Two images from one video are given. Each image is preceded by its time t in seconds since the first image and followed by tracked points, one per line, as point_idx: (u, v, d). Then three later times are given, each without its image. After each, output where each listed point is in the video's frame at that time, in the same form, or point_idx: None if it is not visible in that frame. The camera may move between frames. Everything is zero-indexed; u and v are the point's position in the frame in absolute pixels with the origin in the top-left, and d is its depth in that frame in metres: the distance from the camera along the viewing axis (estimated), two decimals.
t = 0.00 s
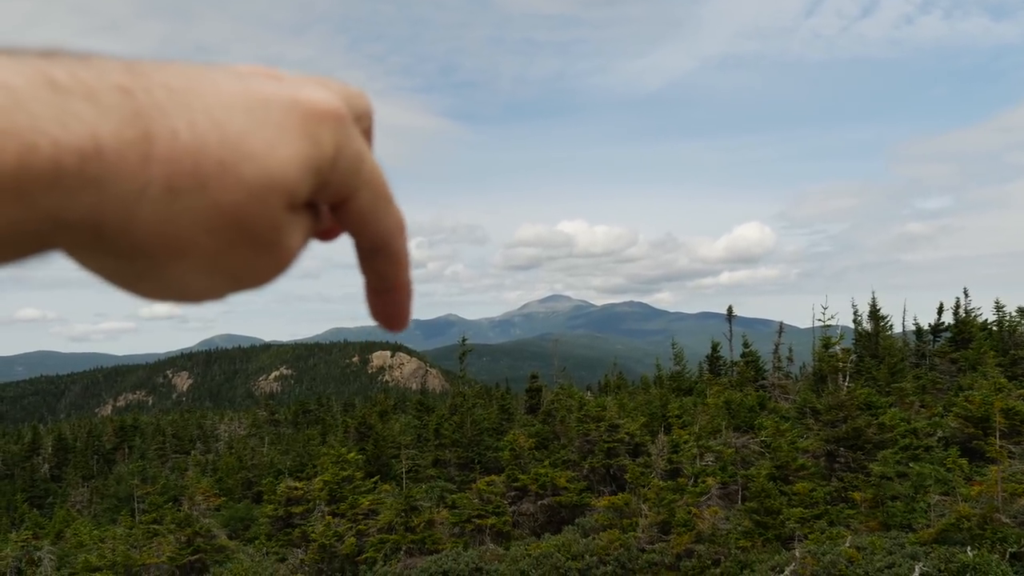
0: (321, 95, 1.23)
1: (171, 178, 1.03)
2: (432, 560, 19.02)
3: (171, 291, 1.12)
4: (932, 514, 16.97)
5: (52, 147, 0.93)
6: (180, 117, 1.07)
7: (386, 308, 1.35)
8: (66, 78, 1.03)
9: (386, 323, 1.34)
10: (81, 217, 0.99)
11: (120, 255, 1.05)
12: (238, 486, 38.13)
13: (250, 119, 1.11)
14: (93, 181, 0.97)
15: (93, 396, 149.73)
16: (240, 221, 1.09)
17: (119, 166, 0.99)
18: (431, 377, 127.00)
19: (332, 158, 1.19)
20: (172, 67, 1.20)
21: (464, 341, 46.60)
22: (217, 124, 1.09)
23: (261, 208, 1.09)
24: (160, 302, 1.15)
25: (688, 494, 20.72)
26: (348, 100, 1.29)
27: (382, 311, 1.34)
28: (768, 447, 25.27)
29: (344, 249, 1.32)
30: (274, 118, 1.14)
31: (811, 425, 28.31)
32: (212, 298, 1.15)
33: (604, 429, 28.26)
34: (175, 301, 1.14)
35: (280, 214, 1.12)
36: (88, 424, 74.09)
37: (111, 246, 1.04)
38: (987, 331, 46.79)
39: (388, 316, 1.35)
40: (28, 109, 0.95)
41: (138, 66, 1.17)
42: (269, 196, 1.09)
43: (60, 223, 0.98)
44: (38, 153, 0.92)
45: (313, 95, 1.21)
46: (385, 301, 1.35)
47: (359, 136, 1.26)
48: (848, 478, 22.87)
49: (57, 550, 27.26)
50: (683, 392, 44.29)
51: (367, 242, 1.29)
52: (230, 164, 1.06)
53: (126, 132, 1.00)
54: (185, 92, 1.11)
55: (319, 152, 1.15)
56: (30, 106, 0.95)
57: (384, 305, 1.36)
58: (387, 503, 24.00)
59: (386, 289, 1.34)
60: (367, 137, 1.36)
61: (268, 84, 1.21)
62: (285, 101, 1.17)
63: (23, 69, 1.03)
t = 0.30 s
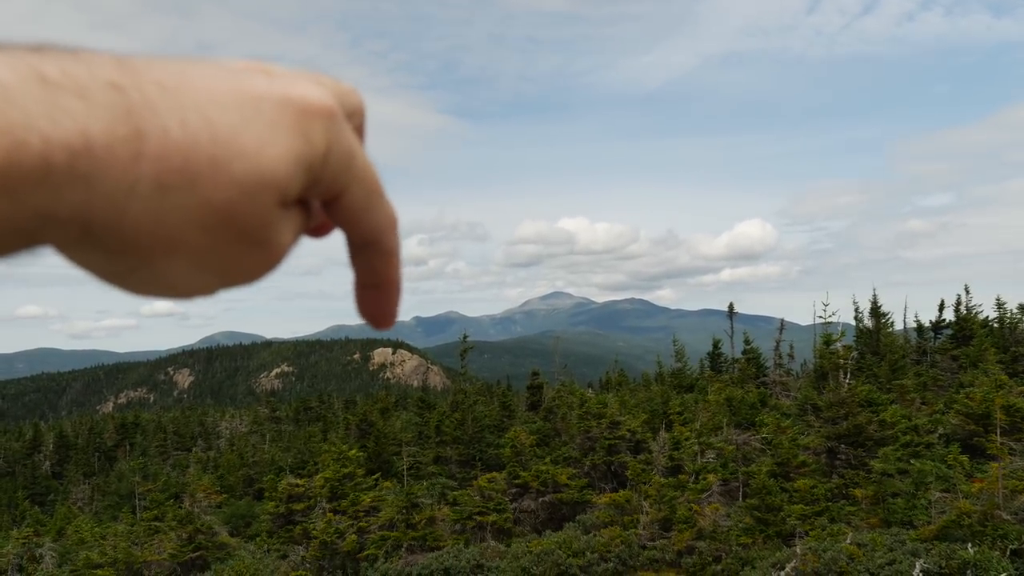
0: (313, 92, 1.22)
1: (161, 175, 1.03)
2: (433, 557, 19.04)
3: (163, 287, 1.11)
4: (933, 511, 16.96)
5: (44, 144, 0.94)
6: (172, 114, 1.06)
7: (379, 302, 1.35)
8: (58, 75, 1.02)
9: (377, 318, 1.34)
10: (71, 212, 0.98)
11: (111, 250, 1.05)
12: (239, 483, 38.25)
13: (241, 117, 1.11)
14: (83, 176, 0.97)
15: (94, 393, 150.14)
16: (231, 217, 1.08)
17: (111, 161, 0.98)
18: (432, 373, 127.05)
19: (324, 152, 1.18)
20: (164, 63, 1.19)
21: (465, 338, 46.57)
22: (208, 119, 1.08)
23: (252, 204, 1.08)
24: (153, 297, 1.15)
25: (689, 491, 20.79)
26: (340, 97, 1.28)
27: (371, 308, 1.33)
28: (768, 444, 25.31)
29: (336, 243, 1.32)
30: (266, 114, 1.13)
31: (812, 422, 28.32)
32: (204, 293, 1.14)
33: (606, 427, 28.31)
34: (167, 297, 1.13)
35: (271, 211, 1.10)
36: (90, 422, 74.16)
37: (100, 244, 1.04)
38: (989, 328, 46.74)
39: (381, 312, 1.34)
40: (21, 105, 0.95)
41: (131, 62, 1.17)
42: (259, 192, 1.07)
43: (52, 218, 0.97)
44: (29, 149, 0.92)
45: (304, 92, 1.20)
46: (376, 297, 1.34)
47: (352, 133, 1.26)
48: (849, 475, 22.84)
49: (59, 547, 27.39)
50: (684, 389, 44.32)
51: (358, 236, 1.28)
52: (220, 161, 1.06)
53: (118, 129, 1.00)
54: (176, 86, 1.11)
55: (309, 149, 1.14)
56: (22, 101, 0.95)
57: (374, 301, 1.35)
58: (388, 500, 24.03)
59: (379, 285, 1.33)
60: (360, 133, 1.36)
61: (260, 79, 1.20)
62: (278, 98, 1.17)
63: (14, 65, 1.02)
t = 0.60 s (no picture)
0: (314, 104, 1.20)
1: (163, 190, 1.01)
2: (434, 555, 19.08)
3: (166, 302, 1.10)
4: (934, 508, 16.94)
5: (46, 161, 0.93)
6: (172, 129, 1.05)
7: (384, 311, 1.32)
8: (60, 92, 1.02)
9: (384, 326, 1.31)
10: (72, 228, 0.97)
11: (113, 267, 1.04)
12: (241, 482, 38.30)
13: (243, 131, 1.10)
14: (85, 192, 0.96)
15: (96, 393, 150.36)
16: (232, 231, 1.06)
17: (112, 178, 0.97)
18: (433, 372, 127.16)
19: (325, 165, 1.16)
20: (164, 78, 1.18)
21: (466, 337, 46.58)
22: (209, 134, 1.07)
23: (253, 218, 1.06)
24: (154, 311, 1.13)
25: (690, 489, 20.77)
26: (341, 109, 1.27)
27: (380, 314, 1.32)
28: (769, 442, 25.32)
29: (341, 253, 1.30)
30: (268, 127, 1.12)
31: (813, 420, 28.31)
32: (206, 307, 1.12)
33: (607, 425, 28.37)
34: (170, 311, 1.12)
35: (273, 224, 1.08)
36: (91, 421, 74.28)
37: (103, 260, 1.02)
38: (990, 326, 46.67)
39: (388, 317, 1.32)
40: (22, 123, 0.94)
41: (132, 77, 1.16)
42: (260, 206, 1.06)
43: (52, 235, 0.96)
44: (32, 167, 0.91)
45: (305, 105, 1.19)
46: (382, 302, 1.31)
47: (354, 143, 1.24)
48: (850, 472, 22.81)
49: (61, 546, 27.48)
50: (685, 387, 44.31)
51: (363, 244, 1.26)
52: (221, 175, 1.04)
53: (119, 146, 0.99)
54: (179, 102, 1.10)
55: (312, 161, 1.13)
56: (24, 119, 0.94)
57: (383, 308, 1.33)
58: (389, 498, 24.08)
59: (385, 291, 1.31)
60: (361, 145, 1.34)
61: (262, 94, 1.19)
62: (280, 112, 1.15)
63: (17, 82, 1.02)
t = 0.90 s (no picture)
0: (314, 85, 1.18)
1: (163, 173, 1.00)
2: (432, 554, 19.08)
3: (168, 285, 1.09)
4: (932, 507, 16.97)
5: (44, 144, 0.91)
6: (173, 111, 1.04)
7: (380, 288, 1.31)
8: (58, 75, 1.01)
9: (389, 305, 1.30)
10: (72, 212, 0.96)
11: (116, 251, 1.03)
12: (239, 481, 38.29)
13: (243, 112, 1.08)
14: (86, 176, 0.95)
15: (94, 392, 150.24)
16: (236, 215, 1.05)
17: (111, 160, 0.96)
18: (431, 370, 127.18)
19: (328, 145, 1.14)
20: (164, 59, 1.16)
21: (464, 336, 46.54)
22: (209, 116, 1.05)
23: (256, 198, 1.05)
24: (156, 294, 1.12)
25: (689, 487, 20.78)
26: (344, 87, 1.25)
27: (387, 290, 1.31)
28: (768, 441, 25.37)
29: (346, 230, 1.29)
30: (269, 108, 1.10)
31: (812, 419, 28.37)
32: (209, 289, 1.12)
33: (605, 424, 28.44)
34: (171, 295, 1.11)
35: (276, 206, 1.08)
36: (89, 421, 74.17)
37: (104, 243, 1.02)
38: (987, 324, 46.76)
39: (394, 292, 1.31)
40: (18, 104, 0.93)
41: (132, 59, 1.14)
42: (262, 187, 1.05)
43: (51, 220, 0.95)
44: (31, 147, 0.90)
45: (305, 86, 1.17)
46: (388, 279, 1.30)
47: (357, 124, 1.23)
48: (848, 471, 22.84)
49: (59, 546, 27.47)
50: (683, 386, 44.35)
51: (367, 222, 1.24)
52: (224, 158, 1.03)
53: (118, 128, 0.98)
54: (177, 85, 1.09)
55: (314, 142, 1.11)
56: (20, 102, 0.93)
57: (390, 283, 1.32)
58: (388, 497, 24.08)
59: (389, 268, 1.29)
60: (364, 124, 1.32)
61: (262, 74, 1.18)
62: (280, 94, 1.14)
63: (16, 66, 1.01)
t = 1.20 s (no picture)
0: (317, 90, 1.17)
1: (165, 178, 0.98)
2: (431, 553, 19.10)
3: (168, 291, 1.08)
4: (932, 507, 16.93)
5: (45, 150, 0.90)
6: (174, 118, 1.02)
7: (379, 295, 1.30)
8: (60, 81, 1.00)
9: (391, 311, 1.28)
10: (73, 217, 0.94)
11: (116, 256, 1.01)
12: (239, 480, 38.31)
13: (244, 116, 1.07)
14: (86, 182, 0.93)
15: (94, 390, 150.32)
16: (237, 222, 1.04)
17: (112, 167, 0.94)
18: (431, 369, 127.09)
19: (330, 151, 1.13)
20: (165, 65, 1.15)
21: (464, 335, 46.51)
22: (209, 121, 1.04)
23: (256, 205, 1.03)
24: (156, 301, 1.10)
25: (689, 487, 20.80)
26: (344, 93, 1.24)
27: (388, 296, 1.30)
28: (768, 441, 25.36)
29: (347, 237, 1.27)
30: (271, 113, 1.09)
31: (812, 419, 28.35)
32: (209, 296, 1.11)
33: (605, 423, 28.46)
34: (171, 301, 1.10)
35: (277, 212, 1.06)
36: (89, 419, 74.25)
37: (105, 250, 1.00)
38: (988, 325, 46.73)
39: (395, 297, 1.30)
40: (21, 111, 0.91)
41: (134, 65, 1.13)
42: (262, 194, 1.03)
43: (52, 225, 0.93)
44: (32, 153, 0.88)
45: (308, 91, 1.15)
46: (391, 285, 1.28)
47: (359, 129, 1.21)
48: (848, 471, 22.83)
49: (59, 544, 27.49)
50: (683, 386, 44.32)
51: (371, 228, 1.22)
52: (225, 163, 1.01)
53: (120, 133, 0.96)
54: (178, 90, 1.07)
55: (316, 147, 1.10)
56: (22, 107, 0.92)
57: (392, 289, 1.31)
58: (387, 496, 24.13)
59: (391, 275, 1.27)
60: (365, 130, 1.31)
61: (265, 79, 1.16)
62: (281, 99, 1.12)
63: (18, 71, 1.00)
